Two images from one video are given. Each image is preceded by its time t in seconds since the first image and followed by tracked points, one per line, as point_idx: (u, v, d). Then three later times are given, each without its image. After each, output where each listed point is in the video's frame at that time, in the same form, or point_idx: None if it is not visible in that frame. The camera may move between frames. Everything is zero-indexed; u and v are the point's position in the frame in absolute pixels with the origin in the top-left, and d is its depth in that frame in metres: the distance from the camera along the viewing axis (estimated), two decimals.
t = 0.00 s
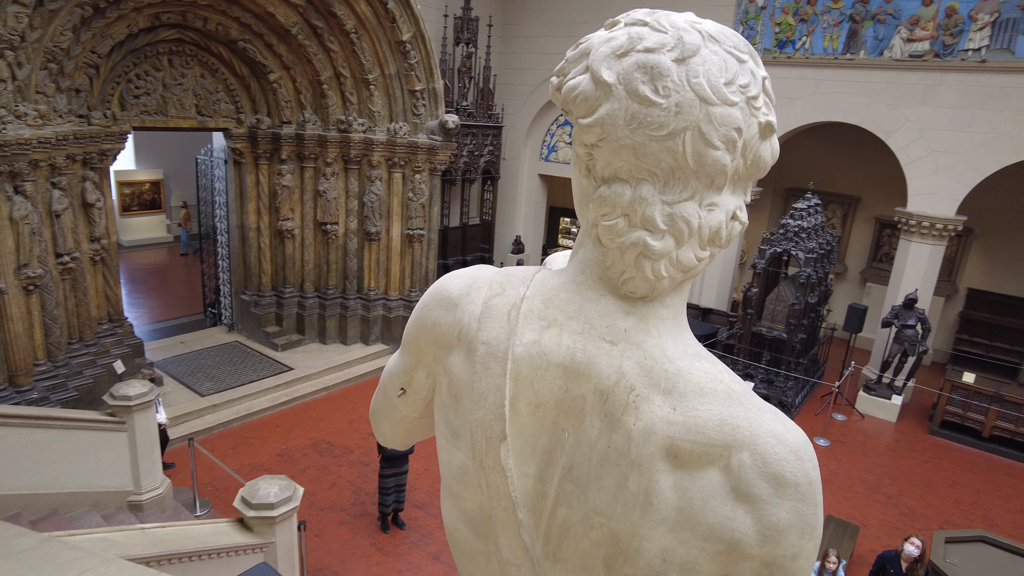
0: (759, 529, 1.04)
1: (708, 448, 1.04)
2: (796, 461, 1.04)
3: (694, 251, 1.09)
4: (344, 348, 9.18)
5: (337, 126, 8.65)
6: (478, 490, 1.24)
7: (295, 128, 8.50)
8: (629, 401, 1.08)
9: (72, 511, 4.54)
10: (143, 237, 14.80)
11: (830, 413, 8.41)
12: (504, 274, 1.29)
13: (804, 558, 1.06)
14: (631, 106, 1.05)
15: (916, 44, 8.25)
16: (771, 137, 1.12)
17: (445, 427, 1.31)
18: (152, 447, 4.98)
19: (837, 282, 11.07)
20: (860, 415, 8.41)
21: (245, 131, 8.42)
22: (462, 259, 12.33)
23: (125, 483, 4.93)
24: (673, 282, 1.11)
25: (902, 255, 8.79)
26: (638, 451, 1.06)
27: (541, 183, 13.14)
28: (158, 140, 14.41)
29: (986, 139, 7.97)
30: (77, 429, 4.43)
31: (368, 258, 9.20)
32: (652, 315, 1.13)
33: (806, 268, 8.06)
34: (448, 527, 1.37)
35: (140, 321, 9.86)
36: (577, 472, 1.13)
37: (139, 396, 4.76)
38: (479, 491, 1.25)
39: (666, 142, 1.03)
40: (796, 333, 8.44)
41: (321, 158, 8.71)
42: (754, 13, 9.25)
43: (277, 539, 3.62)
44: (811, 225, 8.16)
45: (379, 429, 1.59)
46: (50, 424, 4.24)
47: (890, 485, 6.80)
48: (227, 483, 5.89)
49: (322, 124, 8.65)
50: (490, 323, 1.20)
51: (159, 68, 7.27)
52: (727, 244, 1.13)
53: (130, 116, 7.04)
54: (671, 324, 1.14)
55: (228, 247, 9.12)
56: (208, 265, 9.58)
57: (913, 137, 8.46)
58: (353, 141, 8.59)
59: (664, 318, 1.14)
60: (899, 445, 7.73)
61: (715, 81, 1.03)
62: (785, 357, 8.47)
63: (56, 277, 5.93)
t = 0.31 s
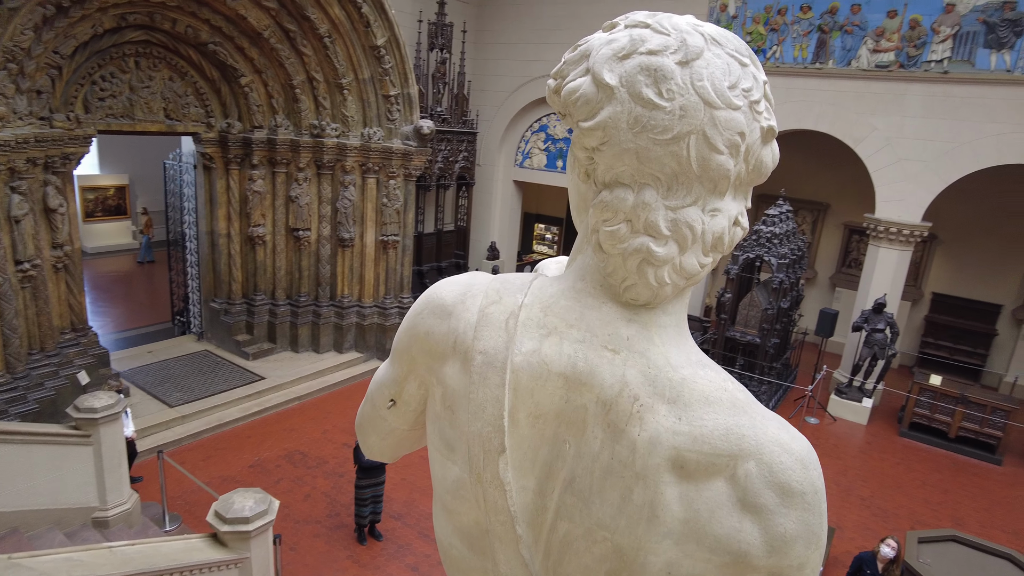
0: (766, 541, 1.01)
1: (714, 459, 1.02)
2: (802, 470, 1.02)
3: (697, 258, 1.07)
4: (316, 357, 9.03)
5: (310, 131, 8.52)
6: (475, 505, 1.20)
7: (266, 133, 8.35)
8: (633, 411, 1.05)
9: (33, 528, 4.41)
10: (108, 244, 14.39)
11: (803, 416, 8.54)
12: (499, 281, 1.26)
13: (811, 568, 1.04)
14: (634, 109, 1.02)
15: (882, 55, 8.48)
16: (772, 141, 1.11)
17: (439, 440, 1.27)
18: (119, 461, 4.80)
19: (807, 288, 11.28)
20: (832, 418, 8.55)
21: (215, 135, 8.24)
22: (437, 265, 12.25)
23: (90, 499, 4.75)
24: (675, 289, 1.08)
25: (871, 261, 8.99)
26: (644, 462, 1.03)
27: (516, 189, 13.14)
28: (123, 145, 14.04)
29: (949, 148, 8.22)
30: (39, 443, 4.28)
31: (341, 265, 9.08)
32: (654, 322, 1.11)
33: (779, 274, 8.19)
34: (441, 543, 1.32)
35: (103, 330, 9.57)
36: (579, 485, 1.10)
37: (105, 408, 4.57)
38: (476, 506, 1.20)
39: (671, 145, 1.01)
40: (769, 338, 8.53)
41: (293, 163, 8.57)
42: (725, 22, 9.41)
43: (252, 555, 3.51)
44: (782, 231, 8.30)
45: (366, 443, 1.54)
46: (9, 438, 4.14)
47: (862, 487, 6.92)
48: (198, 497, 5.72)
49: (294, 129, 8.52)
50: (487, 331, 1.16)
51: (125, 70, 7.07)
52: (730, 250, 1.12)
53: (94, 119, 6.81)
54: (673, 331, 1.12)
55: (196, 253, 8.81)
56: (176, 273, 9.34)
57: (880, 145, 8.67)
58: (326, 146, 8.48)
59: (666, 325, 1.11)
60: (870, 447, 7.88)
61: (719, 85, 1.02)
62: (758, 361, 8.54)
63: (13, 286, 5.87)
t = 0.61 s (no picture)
0: (773, 533, 1.02)
1: (722, 452, 1.03)
2: (807, 463, 1.03)
3: (703, 254, 1.09)
4: (289, 363, 8.87)
5: (284, 134, 8.40)
6: (480, 504, 1.19)
7: (239, 135, 8.20)
8: (641, 406, 1.05)
9: None
10: (72, 248, 13.98)
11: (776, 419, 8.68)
12: (503, 278, 1.25)
13: (816, 559, 1.06)
14: (642, 106, 1.03)
15: (849, 66, 8.72)
16: (773, 141, 1.13)
17: (441, 439, 1.25)
18: (86, 471, 4.65)
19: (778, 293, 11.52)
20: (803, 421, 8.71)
21: (186, 137, 8.07)
22: (412, 270, 12.15)
23: (55, 511, 4.59)
24: (681, 285, 1.10)
25: (840, 267, 9.22)
26: (654, 456, 1.04)
27: (491, 195, 13.14)
28: (88, 147, 13.66)
29: (913, 158, 8.49)
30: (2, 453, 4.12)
31: (315, 270, 8.97)
32: (660, 318, 1.11)
33: (752, 279, 8.29)
34: (441, 544, 1.30)
35: (66, 337, 9.27)
36: (586, 482, 1.10)
37: (72, 416, 4.43)
38: (481, 504, 1.19)
39: (678, 142, 1.02)
40: (743, 342, 8.54)
41: (266, 167, 8.44)
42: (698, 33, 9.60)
43: (230, 564, 3.43)
44: (754, 238, 8.46)
45: (360, 445, 1.51)
46: None
47: (835, 487, 7.05)
48: (169, 507, 5.57)
49: (268, 132, 8.39)
50: (493, 327, 1.16)
51: (93, 69, 6.89)
52: (734, 247, 1.13)
53: (59, 119, 6.62)
54: (679, 326, 1.13)
55: (166, 258, 8.68)
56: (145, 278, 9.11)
57: (848, 154, 8.91)
58: (300, 149, 8.37)
59: (671, 320, 1.12)
60: (841, 448, 8.05)
61: (726, 84, 1.03)
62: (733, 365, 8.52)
63: None
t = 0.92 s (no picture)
0: (790, 506, 1.08)
1: (741, 429, 1.08)
2: (819, 439, 1.09)
3: (720, 241, 1.14)
4: (262, 369, 8.72)
5: (258, 136, 8.30)
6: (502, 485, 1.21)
7: (212, 137, 8.08)
8: (664, 385, 1.10)
9: None
10: (30, 252, 13.49)
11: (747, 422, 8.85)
12: (522, 266, 1.28)
13: (827, 531, 1.11)
14: (665, 98, 1.08)
15: (816, 77, 8.99)
16: (783, 135, 1.19)
17: (461, 424, 1.28)
18: (55, 478, 4.51)
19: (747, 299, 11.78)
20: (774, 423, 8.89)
21: (158, 138, 7.92)
22: (386, 275, 12.07)
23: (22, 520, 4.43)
24: (699, 270, 1.15)
25: (807, 272, 9.49)
26: (677, 434, 1.08)
27: (465, 201, 13.15)
28: (49, 148, 13.24)
29: (877, 167, 8.80)
30: None
31: (288, 274, 8.86)
32: (679, 303, 1.16)
33: (724, 283, 8.48)
34: (459, 529, 1.32)
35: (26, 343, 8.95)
36: (610, 461, 1.14)
37: (42, 422, 4.30)
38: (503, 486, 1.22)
39: (700, 133, 1.08)
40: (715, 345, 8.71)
41: (240, 169, 8.32)
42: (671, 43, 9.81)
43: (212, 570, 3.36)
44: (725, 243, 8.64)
45: (370, 436, 1.51)
46: None
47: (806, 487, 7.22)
48: (141, 515, 5.43)
49: (241, 135, 8.27)
50: (517, 311, 1.19)
51: (60, 67, 6.72)
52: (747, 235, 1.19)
53: (25, 116, 6.43)
54: (695, 311, 1.18)
55: (135, 262, 8.46)
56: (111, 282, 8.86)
57: (815, 163, 9.18)
58: (275, 152, 8.28)
59: (689, 305, 1.17)
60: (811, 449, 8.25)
61: (743, 79, 1.09)
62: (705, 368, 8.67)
63: None
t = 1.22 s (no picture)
0: (800, 496, 1.12)
1: (753, 423, 1.12)
2: (826, 431, 1.13)
3: (730, 241, 1.18)
4: (240, 374, 8.60)
5: (236, 138, 8.19)
6: (518, 481, 1.24)
7: (189, 139, 7.96)
8: (678, 381, 1.13)
9: None
10: None
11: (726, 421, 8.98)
12: (535, 265, 1.31)
13: (834, 522, 1.16)
14: (679, 103, 1.12)
15: (790, 84, 9.19)
16: (788, 139, 1.23)
17: (476, 421, 1.30)
18: (29, 487, 4.40)
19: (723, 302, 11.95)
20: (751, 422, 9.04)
21: (133, 140, 7.78)
22: (364, 279, 12.07)
23: None
24: (710, 269, 1.19)
25: (782, 275, 9.68)
26: (692, 428, 1.12)
27: (444, 204, 13.13)
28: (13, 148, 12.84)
29: (849, 172, 9.03)
30: None
31: (266, 277, 8.76)
32: (690, 301, 1.20)
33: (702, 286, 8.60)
34: (472, 524, 1.34)
35: None
36: (625, 456, 1.16)
37: (16, 430, 4.20)
38: (518, 482, 1.24)
39: (713, 137, 1.12)
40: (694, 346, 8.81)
41: (217, 171, 8.20)
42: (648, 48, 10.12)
43: None
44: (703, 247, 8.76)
45: (377, 436, 1.51)
46: None
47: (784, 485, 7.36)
48: (118, 524, 5.31)
49: (219, 136, 8.16)
50: (533, 310, 1.21)
51: (31, 66, 6.56)
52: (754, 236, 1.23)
53: None
54: (706, 308, 1.22)
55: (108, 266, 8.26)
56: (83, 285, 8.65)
57: (790, 167, 9.37)
58: (253, 154, 8.19)
59: (700, 303, 1.21)
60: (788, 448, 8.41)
61: (753, 85, 1.13)
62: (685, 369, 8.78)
63: None
